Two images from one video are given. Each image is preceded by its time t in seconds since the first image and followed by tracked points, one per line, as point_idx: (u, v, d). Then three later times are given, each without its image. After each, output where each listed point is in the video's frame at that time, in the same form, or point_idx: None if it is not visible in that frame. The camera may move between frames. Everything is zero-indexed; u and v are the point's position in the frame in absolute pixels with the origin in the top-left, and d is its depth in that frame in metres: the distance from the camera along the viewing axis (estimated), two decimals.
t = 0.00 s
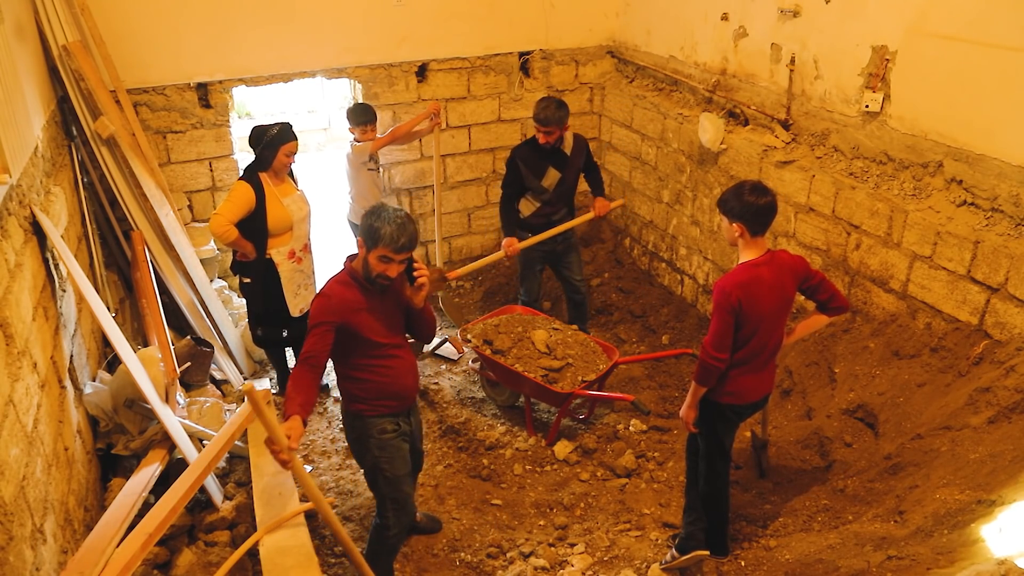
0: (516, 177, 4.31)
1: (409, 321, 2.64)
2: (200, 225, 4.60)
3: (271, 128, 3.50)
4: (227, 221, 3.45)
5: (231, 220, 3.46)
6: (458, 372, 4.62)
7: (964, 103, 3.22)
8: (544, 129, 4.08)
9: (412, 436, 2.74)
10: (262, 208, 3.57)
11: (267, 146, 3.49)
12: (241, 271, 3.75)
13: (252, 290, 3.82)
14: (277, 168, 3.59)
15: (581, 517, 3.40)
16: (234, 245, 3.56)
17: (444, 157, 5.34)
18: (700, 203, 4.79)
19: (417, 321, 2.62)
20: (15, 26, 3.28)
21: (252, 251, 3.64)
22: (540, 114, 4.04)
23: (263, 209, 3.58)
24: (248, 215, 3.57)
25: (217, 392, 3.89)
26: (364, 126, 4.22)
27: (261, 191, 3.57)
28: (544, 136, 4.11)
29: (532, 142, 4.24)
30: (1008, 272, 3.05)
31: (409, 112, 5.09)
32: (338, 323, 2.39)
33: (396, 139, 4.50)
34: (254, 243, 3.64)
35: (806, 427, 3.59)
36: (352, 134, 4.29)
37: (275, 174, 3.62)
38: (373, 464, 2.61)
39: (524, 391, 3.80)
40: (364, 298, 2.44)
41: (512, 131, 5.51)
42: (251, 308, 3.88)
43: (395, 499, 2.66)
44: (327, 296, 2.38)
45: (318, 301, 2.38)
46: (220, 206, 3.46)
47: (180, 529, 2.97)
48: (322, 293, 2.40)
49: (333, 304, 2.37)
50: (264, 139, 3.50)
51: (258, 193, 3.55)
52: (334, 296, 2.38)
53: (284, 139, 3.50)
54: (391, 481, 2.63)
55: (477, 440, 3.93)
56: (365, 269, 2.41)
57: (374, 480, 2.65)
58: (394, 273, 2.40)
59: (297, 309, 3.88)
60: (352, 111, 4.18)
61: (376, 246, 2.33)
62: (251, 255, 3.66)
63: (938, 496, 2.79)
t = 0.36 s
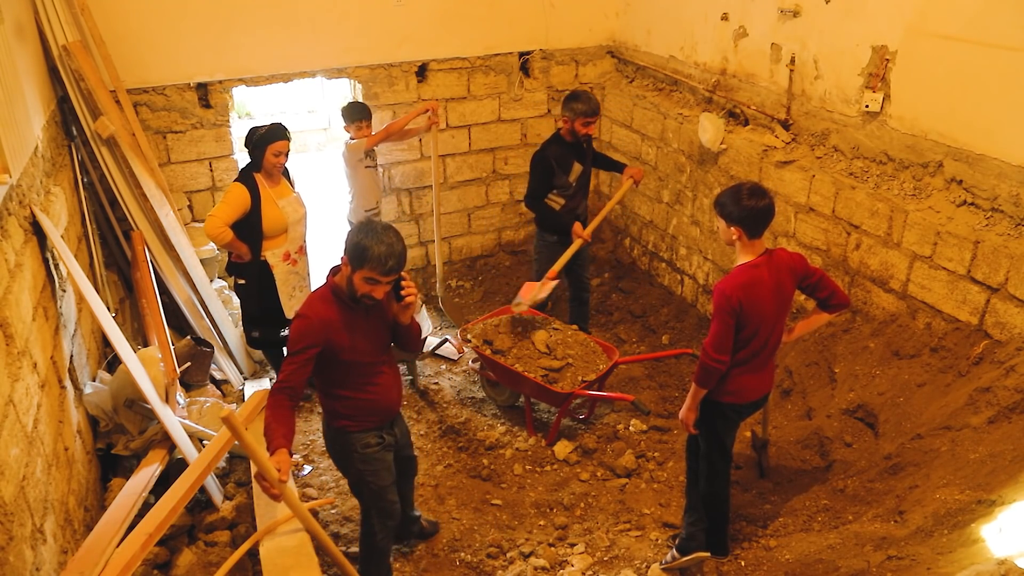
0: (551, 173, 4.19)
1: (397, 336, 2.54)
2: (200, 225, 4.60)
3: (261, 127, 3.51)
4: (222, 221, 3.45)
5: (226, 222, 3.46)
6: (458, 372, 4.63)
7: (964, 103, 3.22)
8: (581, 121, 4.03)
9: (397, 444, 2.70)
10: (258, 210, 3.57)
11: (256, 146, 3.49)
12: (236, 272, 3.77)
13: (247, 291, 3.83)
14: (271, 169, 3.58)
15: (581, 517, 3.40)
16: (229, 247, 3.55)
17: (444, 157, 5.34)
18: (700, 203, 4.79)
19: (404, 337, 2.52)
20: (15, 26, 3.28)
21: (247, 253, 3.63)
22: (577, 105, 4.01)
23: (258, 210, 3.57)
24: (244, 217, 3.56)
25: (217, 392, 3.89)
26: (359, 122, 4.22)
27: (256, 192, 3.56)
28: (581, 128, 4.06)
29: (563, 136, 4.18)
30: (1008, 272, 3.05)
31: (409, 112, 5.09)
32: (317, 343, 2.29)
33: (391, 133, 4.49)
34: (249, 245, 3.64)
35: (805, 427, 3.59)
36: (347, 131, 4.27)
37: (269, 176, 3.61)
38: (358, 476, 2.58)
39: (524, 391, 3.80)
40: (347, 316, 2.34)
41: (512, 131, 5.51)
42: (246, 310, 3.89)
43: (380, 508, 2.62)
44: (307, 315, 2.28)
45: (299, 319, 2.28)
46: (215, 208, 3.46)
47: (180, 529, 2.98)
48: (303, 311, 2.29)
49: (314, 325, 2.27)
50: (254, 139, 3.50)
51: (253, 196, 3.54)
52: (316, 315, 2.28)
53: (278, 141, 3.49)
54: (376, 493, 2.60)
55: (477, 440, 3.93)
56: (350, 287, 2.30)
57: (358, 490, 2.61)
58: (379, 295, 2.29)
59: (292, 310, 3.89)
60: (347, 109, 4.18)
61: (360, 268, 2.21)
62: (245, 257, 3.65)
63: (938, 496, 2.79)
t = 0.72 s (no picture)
0: (596, 169, 4.33)
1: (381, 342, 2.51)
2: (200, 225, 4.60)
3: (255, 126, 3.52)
4: (220, 220, 3.46)
5: (223, 220, 3.47)
6: (458, 372, 4.63)
7: (964, 102, 3.22)
8: (616, 118, 4.14)
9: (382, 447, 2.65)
10: (255, 207, 3.58)
11: (251, 145, 3.50)
12: (235, 272, 3.75)
13: (247, 291, 3.81)
14: (268, 167, 3.60)
15: (581, 517, 3.40)
16: (228, 246, 3.55)
17: (444, 157, 5.34)
18: (700, 203, 4.79)
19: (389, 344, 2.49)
20: (15, 26, 3.28)
21: (246, 251, 3.64)
22: (612, 103, 4.12)
23: (256, 208, 3.58)
24: (241, 215, 3.57)
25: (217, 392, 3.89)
26: (353, 121, 4.23)
27: (253, 191, 3.57)
28: (616, 124, 4.18)
29: (594, 133, 4.28)
30: (1009, 272, 3.05)
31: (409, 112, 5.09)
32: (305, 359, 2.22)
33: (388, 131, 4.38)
34: (248, 243, 3.64)
35: (805, 427, 3.59)
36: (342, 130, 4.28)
37: (266, 173, 3.62)
38: (340, 479, 2.55)
39: (524, 391, 3.80)
40: (336, 329, 2.27)
41: (512, 131, 5.51)
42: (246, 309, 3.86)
43: (364, 512, 2.58)
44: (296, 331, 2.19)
45: (287, 334, 2.18)
46: (212, 207, 3.47)
47: (180, 529, 2.98)
48: (292, 324, 2.20)
49: (304, 340, 2.18)
50: (249, 138, 3.51)
51: (250, 194, 3.55)
52: (306, 329, 2.19)
53: (274, 140, 3.50)
54: (359, 496, 2.56)
55: (477, 440, 3.93)
56: (341, 301, 2.23)
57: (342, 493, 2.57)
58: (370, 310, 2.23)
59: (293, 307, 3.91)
60: (341, 108, 4.20)
61: (357, 285, 2.14)
62: (245, 256, 3.66)
63: (938, 496, 2.79)
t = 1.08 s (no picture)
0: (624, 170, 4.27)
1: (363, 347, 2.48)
2: (200, 225, 4.60)
3: (253, 124, 3.52)
4: (223, 218, 3.45)
5: (226, 218, 3.46)
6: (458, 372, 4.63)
7: (964, 102, 3.22)
8: (635, 120, 4.08)
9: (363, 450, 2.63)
10: (258, 204, 3.57)
11: (250, 143, 3.50)
12: (240, 268, 3.74)
13: (252, 288, 3.79)
14: (268, 164, 3.60)
15: (581, 517, 3.40)
16: (232, 243, 3.55)
17: (444, 157, 5.33)
18: (700, 203, 4.79)
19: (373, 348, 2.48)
20: (15, 26, 3.28)
21: (251, 248, 3.64)
22: (632, 105, 4.05)
23: (258, 205, 3.57)
24: (244, 213, 3.56)
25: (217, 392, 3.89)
26: (355, 122, 4.23)
27: (255, 188, 3.56)
28: (635, 127, 4.11)
29: (612, 135, 4.21)
30: (1009, 272, 3.05)
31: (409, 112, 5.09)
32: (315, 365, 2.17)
33: (389, 130, 4.38)
34: (252, 240, 3.64)
35: (805, 427, 3.59)
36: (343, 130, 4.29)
37: (266, 170, 3.62)
38: (329, 485, 2.50)
39: (524, 391, 3.80)
40: (341, 334, 2.25)
41: (512, 131, 5.51)
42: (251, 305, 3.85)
43: (354, 515, 2.55)
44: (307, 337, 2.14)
45: (297, 341, 2.13)
46: (214, 205, 3.46)
47: (180, 529, 2.98)
48: (300, 331, 2.15)
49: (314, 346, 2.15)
50: (248, 136, 3.51)
51: (252, 190, 3.54)
52: (315, 335, 2.15)
53: (274, 137, 3.50)
54: (348, 499, 2.52)
55: (477, 440, 3.93)
56: (345, 305, 2.21)
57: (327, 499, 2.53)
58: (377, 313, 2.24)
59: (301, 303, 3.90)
60: (342, 109, 4.20)
61: (368, 288, 2.14)
62: (250, 252, 3.66)
63: (938, 496, 2.80)
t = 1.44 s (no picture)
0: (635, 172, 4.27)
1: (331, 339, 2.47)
2: (200, 225, 4.60)
3: (252, 122, 3.52)
4: (227, 216, 3.46)
5: (231, 215, 3.47)
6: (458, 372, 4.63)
7: (964, 102, 3.21)
8: (649, 125, 4.04)
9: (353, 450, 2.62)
10: (261, 201, 3.58)
11: (250, 142, 3.51)
12: (244, 266, 3.75)
13: (255, 284, 3.81)
14: (269, 162, 3.60)
15: (581, 517, 3.40)
16: (236, 240, 3.55)
17: (444, 157, 5.33)
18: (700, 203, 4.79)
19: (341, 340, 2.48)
20: (14, 26, 3.28)
21: (255, 244, 3.63)
22: (647, 110, 4.01)
23: (261, 201, 3.58)
24: (247, 210, 3.57)
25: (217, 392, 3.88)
26: (355, 122, 4.23)
27: (257, 185, 3.56)
28: (649, 132, 4.08)
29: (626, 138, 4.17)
30: (1008, 272, 3.05)
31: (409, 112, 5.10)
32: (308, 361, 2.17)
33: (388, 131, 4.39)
34: (256, 237, 3.63)
35: (806, 427, 3.59)
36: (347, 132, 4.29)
37: (267, 167, 3.62)
38: (326, 486, 2.48)
39: (524, 391, 3.80)
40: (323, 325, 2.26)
41: (512, 131, 5.51)
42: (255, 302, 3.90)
43: (352, 514, 2.55)
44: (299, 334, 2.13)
45: (290, 341, 2.10)
46: (217, 204, 3.46)
47: (180, 529, 2.98)
48: (290, 330, 2.12)
49: (308, 341, 2.14)
50: (247, 135, 3.52)
51: (255, 187, 3.55)
52: (306, 330, 2.15)
53: (274, 133, 3.50)
54: (346, 498, 2.52)
55: (477, 440, 3.93)
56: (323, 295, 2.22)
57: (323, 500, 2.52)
58: (357, 299, 2.27)
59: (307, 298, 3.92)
60: (345, 110, 4.20)
61: (350, 273, 2.18)
62: (255, 249, 3.66)
63: (938, 496, 2.80)
